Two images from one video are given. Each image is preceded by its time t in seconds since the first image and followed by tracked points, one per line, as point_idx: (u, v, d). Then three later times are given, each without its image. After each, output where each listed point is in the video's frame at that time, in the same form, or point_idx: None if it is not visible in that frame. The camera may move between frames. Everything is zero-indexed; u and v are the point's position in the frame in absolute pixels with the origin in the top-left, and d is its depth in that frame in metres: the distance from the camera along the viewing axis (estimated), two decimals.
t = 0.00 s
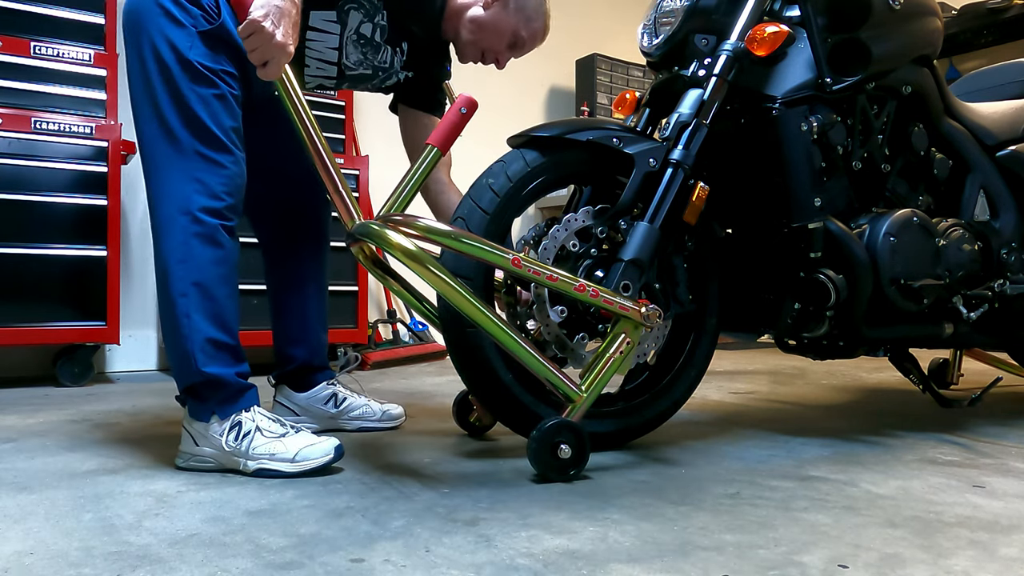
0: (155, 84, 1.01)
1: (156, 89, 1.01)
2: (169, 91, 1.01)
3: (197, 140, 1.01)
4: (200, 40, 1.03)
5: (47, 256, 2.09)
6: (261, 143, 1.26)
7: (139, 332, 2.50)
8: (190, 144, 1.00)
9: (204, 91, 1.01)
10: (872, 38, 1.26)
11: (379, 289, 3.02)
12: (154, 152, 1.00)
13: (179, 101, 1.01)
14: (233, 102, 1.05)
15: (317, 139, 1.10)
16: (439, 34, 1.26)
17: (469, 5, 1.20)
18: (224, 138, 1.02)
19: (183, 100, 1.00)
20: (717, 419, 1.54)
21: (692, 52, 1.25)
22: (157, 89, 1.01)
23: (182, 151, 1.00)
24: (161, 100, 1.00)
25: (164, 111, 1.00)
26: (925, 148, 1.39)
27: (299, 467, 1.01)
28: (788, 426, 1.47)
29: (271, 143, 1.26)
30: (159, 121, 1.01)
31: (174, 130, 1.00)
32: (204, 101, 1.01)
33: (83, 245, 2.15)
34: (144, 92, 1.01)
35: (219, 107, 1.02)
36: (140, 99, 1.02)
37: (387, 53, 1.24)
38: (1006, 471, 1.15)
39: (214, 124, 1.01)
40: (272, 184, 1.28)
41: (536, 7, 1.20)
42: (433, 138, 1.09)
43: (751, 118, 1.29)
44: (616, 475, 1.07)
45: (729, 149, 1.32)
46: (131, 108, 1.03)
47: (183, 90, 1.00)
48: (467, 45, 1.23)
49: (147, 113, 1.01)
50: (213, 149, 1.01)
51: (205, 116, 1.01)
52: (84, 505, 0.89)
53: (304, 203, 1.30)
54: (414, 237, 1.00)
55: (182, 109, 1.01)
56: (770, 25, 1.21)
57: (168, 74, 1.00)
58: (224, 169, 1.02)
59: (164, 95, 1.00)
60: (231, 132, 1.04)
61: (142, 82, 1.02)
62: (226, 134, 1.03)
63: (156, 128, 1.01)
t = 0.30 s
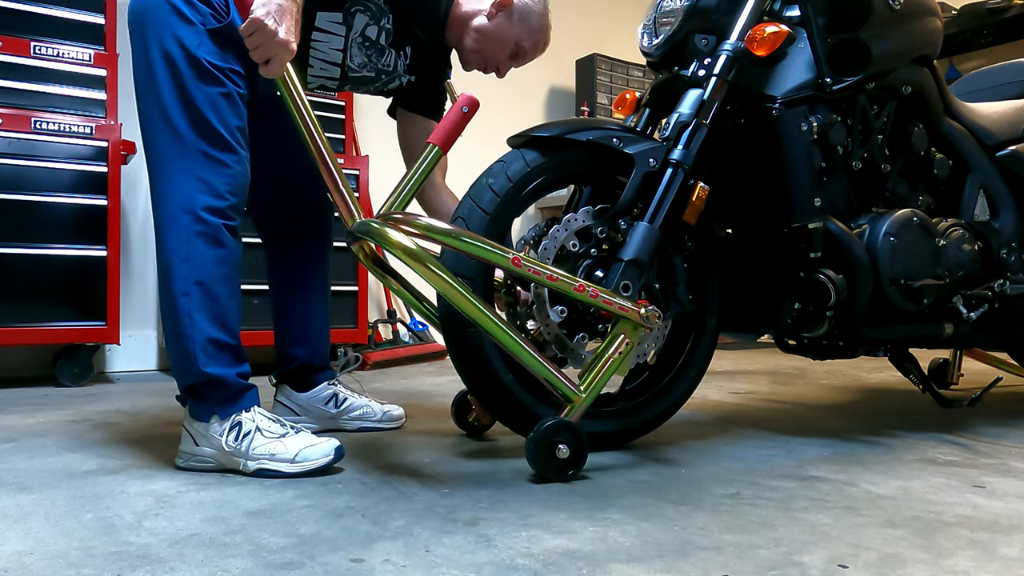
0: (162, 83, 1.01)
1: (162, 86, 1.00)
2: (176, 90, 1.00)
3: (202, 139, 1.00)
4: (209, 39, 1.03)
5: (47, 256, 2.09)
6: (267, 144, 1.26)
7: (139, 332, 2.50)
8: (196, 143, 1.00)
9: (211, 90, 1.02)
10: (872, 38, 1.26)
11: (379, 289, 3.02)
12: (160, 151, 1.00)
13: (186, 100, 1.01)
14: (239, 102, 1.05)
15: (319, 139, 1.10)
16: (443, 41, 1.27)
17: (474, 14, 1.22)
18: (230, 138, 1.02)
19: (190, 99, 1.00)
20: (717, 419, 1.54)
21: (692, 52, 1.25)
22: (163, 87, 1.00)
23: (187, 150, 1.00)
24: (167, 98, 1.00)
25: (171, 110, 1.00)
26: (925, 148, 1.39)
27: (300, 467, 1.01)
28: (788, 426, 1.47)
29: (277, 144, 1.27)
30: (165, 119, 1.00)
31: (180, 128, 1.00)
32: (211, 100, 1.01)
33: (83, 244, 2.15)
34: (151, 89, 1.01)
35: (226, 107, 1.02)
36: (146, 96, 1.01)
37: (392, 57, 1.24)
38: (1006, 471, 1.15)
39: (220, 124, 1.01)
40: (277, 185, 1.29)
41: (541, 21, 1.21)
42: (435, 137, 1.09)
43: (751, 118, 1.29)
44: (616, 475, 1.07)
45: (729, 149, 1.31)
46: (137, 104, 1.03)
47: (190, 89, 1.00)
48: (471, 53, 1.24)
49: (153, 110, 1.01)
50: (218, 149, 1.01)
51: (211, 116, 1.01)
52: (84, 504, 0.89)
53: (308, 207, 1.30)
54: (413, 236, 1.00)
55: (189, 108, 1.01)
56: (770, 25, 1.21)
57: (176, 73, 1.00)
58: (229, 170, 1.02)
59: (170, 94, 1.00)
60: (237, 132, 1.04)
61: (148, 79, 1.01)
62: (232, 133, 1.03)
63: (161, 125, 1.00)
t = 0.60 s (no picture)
0: (165, 83, 1.01)
1: (165, 86, 1.00)
2: (179, 91, 1.00)
3: (204, 139, 1.00)
4: (212, 40, 1.03)
5: (47, 255, 2.09)
6: (269, 144, 1.26)
7: (139, 332, 2.50)
8: (198, 143, 1.00)
9: (214, 91, 1.02)
10: (872, 38, 1.26)
11: (379, 289, 3.02)
12: (162, 151, 1.00)
13: (188, 100, 1.00)
14: (241, 102, 1.05)
15: (326, 137, 1.09)
16: (445, 44, 1.28)
17: (475, 19, 1.23)
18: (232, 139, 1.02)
19: (193, 100, 1.00)
20: (717, 419, 1.54)
21: (692, 52, 1.25)
22: (166, 88, 1.00)
23: (189, 150, 1.00)
24: (170, 98, 1.00)
25: (173, 110, 1.00)
26: (925, 148, 1.39)
27: (300, 467, 1.01)
28: (788, 426, 1.47)
29: (279, 145, 1.27)
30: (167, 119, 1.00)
31: (182, 128, 1.00)
32: (213, 100, 1.01)
33: (83, 244, 2.15)
34: (153, 90, 1.01)
35: (228, 107, 1.02)
36: (149, 96, 1.01)
37: (391, 59, 1.23)
38: (1006, 471, 1.15)
39: (222, 124, 1.01)
40: (279, 185, 1.28)
41: (541, 27, 1.23)
42: (438, 134, 1.09)
43: (751, 118, 1.29)
44: (616, 475, 1.06)
45: (729, 149, 1.31)
46: (139, 104, 1.03)
47: (193, 90, 1.00)
48: (471, 58, 1.25)
49: (155, 110, 1.01)
50: (220, 149, 1.01)
51: (214, 116, 1.01)
52: (84, 504, 0.89)
53: (311, 208, 1.30)
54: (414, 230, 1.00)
55: (191, 108, 1.00)
56: (770, 25, 1.21)
57: (179, 73, 1.00)
58: (231, 170, 1.02)
59: (173, 94, 1.00)
60: (239, 132, 1.04)
61: (151, 79, 1.01)
62: (234, 134, 1.03)
63: (164, 126, 1.00)
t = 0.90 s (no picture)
0: (172, 83, 1.01)
1: (171, 86, 1.00)
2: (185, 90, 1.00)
3: (210, 138, 1.00)
4: (219, 41, 1.03)
5: (47, 255, 2.09)
6: (270, 143, 1.27)
7: (139, 332, 2.51)
8: (204, 143, 1.00)
9: (221, 91, 1.01)
10: (872, 38, 1.26)
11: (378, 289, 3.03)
12: (168, 151, 1.00)
13: (194, 100, 1.00)
14: (247, 102, 1.05)
15: (321, 137, 1.09)
16: (447, 48, 1.28)
17: (479, 24, 1.22)
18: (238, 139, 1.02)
19: (199, 99, 1.00)
20: (717, 419, 1.54)
21: (692, 52, 1.25)
22: (173, 87, 1.00)
23: (195, 149, 0.99)
24: (176, 98, 1.00)
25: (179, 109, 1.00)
26: (925, 148, 1.39)
27: (300, 467, 1.01)
28: (788, 426, 1.47)
29: (281, 145, 1.27)
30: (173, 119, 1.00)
31: (188, 128, 1.00)
32: (219, 100, 1.01)
33: (83, 244, 2.15)
34: (159, 89, 1.01)
35: (235, 108, 1.02)
36: (155, 95, 1.01)
37: (395, 62, 1.23)
38: (1006, 471, 1.15)
39: (228, 124, 1.01)
40: (281, 185, 1.29)
41: (544, 33, 1.23)
42: (434, 136, 1.09)
43: (751, 118, 1.29)
44: (616, 475, 1.06)
45: (729, 149, 1.31)
46: (145, 104, 1.03)
47: (199, 89, 1.00)
48: (474, 63, 1.25)
49: (161, 109, 1.01)
50: (226, 148, 1.01)
51: (220, 116, 1.01)
52: (84, 504, 0.89)
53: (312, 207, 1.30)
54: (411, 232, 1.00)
55: (198, 108, 1.00)
56: (770, 25, 1.21)
57: (186, 73, 1.00)
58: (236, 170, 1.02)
59: (179, 94, 1.00)
60: (245, 132, 1.04)
61: (158, 79, 1.01)
62: (240, 134, 1.03)
63: (169, 125, 1.00)
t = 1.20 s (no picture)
0: (177, 82, 1.01)
1: (176, 85, 1.00)
2: (190, 90, 1.00)
3: (214, 137, 1.00)
4: (223, 39, 1.03)
5: (47, 256, 2.09)
6: (271, 143, 1.27)
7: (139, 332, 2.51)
8: (208, 142, 1.00)
9: (225, 90, 1.01)
10: (872, 38, 1.26)
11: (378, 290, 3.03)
12: (172, 150, 1.00)
13: (199, 99, 1.00)
14: (251, 101, 1.05)
15: (315, 139, 1.09)
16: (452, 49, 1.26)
17: (484, 23, 1.22)
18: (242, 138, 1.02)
19: (204, 98, 1.00)
20: (716, 418, 1.54)
21: (692, 52, 1.25)
22: (178, 86, 1.00)
23: (200, 148, 0.99)
24: (181, 96, 1.00)
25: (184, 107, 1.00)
26: (925, 148, 1.39)
27: (300, 467, 1.01)
28: (788, 427, 1.47)
29: (282, 144, 1.27)
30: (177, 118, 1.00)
31: (193, 127, 1.00)
32: (224, 99, 1.01)
33: (83, 244, 2.15)
34: (164, 88, 1.01)
35: (239, 108, 1.02)
36: (160, 94, 1.01)
37: (400, 60, 1.23)
38: (1006, 470, 1.15)
39: (233, 123, 1.01)
40: (282, 185, 1.29)
41: (551, 33, 1.23)
42: (430, 137, 1.09)
43: (751, 118, 1.29)
44: (616, 475, 1.06)
45: (729, 149, 1.31)
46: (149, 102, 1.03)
47: (204, 88, 1.00)
48: (479, 62, 1.24)
49: (166, 108, 1.01)
50: (231, 147, 1.01)
51: (225, 115, 1.01)
52: (84, 504, 0.89)
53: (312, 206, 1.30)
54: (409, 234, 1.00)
55: (203, 107, 1.00)
56: (770, 25, 1.21)
57: (191, 72, 1.00)
58: (240, 169, 1.02)
59: (184, 93, 1.00)
60: (249, 132, 1.04)
61: (162, 78, 1.01)
62: (244, 134, 1.03)
63: (174, 124, 1.00)
